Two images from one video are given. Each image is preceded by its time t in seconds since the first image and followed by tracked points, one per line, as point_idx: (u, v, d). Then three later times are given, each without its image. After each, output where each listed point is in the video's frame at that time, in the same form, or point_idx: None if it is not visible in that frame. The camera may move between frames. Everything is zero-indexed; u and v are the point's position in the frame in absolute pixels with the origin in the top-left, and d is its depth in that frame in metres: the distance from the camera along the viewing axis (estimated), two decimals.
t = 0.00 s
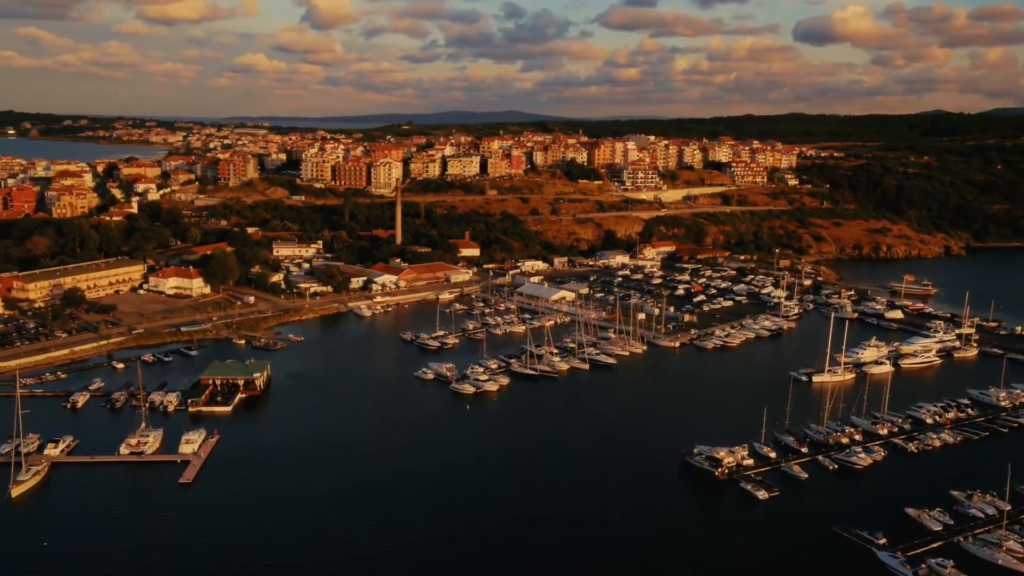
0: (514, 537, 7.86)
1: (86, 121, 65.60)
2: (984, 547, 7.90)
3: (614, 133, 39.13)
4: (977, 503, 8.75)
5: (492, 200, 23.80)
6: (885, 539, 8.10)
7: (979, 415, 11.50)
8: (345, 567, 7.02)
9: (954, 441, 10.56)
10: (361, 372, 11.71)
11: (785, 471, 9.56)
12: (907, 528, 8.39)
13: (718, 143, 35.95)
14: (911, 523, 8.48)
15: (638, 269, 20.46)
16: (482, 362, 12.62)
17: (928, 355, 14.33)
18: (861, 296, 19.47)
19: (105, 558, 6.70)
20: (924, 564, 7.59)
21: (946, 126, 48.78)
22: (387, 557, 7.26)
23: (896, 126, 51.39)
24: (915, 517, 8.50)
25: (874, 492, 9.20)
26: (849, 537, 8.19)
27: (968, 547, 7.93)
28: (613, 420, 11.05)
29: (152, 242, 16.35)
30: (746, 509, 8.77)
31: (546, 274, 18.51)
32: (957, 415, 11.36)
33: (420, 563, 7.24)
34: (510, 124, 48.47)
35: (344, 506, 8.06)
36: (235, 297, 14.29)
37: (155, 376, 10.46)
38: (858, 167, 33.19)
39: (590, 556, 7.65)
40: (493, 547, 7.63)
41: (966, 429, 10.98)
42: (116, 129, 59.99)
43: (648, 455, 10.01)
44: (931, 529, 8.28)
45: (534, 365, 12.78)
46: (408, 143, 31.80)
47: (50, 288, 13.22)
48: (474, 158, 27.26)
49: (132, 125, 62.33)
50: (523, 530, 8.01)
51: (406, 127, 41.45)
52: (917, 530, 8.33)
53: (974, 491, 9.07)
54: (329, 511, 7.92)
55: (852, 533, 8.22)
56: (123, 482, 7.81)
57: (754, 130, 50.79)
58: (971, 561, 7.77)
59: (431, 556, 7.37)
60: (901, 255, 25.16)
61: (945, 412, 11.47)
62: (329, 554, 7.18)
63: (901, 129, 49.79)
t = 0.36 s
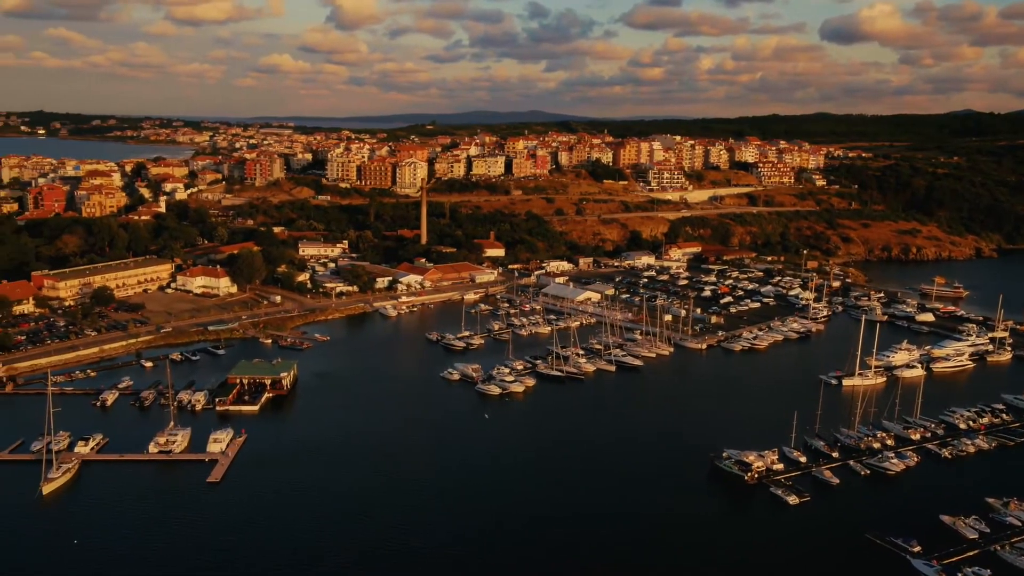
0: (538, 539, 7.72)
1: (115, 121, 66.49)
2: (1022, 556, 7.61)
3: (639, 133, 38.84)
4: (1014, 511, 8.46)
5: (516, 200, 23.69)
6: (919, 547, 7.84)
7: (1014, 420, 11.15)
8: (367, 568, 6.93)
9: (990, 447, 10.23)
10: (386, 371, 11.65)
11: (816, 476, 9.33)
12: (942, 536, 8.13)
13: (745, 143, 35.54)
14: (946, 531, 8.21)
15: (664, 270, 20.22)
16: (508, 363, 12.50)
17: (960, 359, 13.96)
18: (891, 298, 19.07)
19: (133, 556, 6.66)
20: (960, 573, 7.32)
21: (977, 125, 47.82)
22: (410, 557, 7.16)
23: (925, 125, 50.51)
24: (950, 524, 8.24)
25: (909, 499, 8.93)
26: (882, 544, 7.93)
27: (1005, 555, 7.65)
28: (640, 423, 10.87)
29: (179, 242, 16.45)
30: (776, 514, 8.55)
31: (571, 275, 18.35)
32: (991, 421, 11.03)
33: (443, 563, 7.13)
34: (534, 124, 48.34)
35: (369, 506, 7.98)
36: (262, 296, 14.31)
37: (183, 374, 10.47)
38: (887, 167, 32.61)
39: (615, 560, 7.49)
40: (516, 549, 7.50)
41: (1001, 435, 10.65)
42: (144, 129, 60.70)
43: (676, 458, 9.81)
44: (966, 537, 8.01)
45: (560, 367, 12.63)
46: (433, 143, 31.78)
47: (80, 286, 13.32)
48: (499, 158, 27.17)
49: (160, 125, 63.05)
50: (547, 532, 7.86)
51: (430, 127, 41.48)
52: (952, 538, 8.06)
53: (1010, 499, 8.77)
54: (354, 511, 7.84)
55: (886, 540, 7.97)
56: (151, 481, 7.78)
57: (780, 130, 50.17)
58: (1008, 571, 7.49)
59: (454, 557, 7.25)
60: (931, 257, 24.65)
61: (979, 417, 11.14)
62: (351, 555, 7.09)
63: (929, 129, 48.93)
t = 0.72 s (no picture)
0: (564, 541, 7.59)
1: (144, 121, 67.38)
2: None
3: (664, 133, 38.54)
4: None
5: (541, 200, 23.57)
6: (955, 556, 7.61)
7: None
8: (392, 568, 6.84)
9: None
10: (412, 371, 11.59)
11: (846, 482, 9.07)
12: (978, 544, 7.87)
13: (771, 143, 35.10)
14: (982, 539, 7.96)
15: (690, 271, 19.97)
16: (534, 364, 12.38)
17: (994, 363, 13.57)
18: (921, 301, 18.66)
19: (162, 555, 6.62)
20: None
21: (1009, 126, 46.82)
22: (435, 558, 7.07)
23: (955, 126, 49.56)
24: (986, 532, 7.99)
25: (943, 506, 8.66)
26: (916, 552, 7.72)
27: None
28: (666, 425, 10.68)
29: (206, 241, 16.54)
30: (808, 520, 8.33)
31: (597, 275, 18.18)
32: None
33: (468, 565, 7.02)
34: (558, 124, 48.18)
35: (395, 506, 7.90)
36: (288, 295, 14.32)
37: (210, 373, 10.47)
38: (917, 167, 32.00)
39: (643, 563, 7.34)
40: (541, 551, 7.38)
41: None
42: (171, 129, 61.39)
43: (704, 462, 9.61)
44: (1003, 546, 7.75)
45: (586, 368, 12.47)
46: (457, 143, 31.75)
47: (109, 285, 13.40)
48: (523, 158, 27.07)
49: (187, 125, 63.78)
50: (573, 535, 7.72)
51: (454, 128, 41.48)
52: (989, 547, 7.81)
53: None
54: (381, 511, 7.77)
55: (920, 548, 7.75)
56: (178, 479, 7.75)
57: (807, 130, 49.53)
58: None
59: (479, 558, 7.15)
60: (962, 259, 24.12)
61: (1015, 423, 10.79)
62: (375, 554, 7.01)
63: (959, 129, 48.02)
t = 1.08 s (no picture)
0: (592, 543, 7.47)
1: (172, 120, 68.20)
2: None
3: (689, 133, 38.21)
4: None
5: (567, 201, 23.42)
6: (992, 564, 7.36)
7: None
8: (419, 567, 6.77)
9: None
10: (437, 371, 11.51)
11: (879, 487, 8.82)
12: (1016, 553, 7.59)
13: (799, 143, 34.60)
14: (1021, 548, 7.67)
15: (717, 272, 19.72)
16: (560, 365, 12.24)
17: None
18: (953, 303, 18.23)
19: (190, 554, 6.57)
20: None
21: None
22: (462, 559, 6.98)
23: (986, 125, 48.56)
24: None
25: (979, 514, 8.38)
26: (950, 560, 7.49)
27: None
28: (695, 428, 10.48)
29: (233, 240, 16.63)
30: (839, 526, 8.10)
31: (623, 276, 17.99)
32: None
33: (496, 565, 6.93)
34: (582, 124, 47.99)
35: (422, 506, 7.82)
36: (314, 295, 14.33)
37: (238, 373, 10.47)
38: (949, 168, 31.36)
39: (673, 567, 7.20)
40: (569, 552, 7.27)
41: None
42: (198, 128, 62.07)
43: (734, 466, 9.40)
44: None
45: (613, 370, 12.30)
46: (482, 143, 31.71)
47: (137, 283, 13.50)
48: (549, 158, 26.94)
49: (214, 125, 64.47)
50: (600, 537, 7.60)
51: (478, 127, 41.51)
52: None
53: None
54: (407, 511, 7.68)
55: (955, 556, 7.53)
56: (205, 478, 7.71)
57: (834, 130, 48.83)
58: None
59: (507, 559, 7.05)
60: (995, 261, 23.56)
61: None
62: (402, 554, 6.93)
63: (990, 129, 47.05)
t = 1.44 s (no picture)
0: (602, 545, 7.36)
1: (199, 120, 68.95)
2: None
3: (715, 133, 37.83)
4: None
5: (592, 200, 23.27)
6: None
7: None
8: (439, 569, 6.68)
9: None
10: (462, 372, 11.42)
11: (913, 493, 8.58)
12: None
13: (827, 143, 34.10)
14: None
15: (744, 273, 19.44)
16: (586, 366, 12.10)
17: None
18: (986, 306, 17.80)
19: (216, 554, 6.53)
20: None
21: None
22: (482, 560, 6.89)
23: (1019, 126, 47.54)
24: None
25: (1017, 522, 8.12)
26: (987, 569, 7.28)
27: None
28: (724, 431, 10.29)
29: (259, 239, 16.70)
30: (872, 532, 7.89)
31: (648, 277, 17.81)
32: None
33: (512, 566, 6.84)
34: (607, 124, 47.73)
35: (446, 506, 7.74)
36: (340, 294, 14.32)
37: (264, 371, 10.46)
38: (981, 168, 30.70)
39: (694, 572, 7.04)
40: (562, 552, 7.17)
41: None
42: (225, 128, 62.68)
43: (765, 469, 9.21)
44: None
45: (639, 371, 12.13)
46: (507, 143, 31.64)
47: (166, 282, 13.58)
48: (574, 158, 26.81)
49: (239, 124, 65.06)
50: (607, 538, 7.50)
51: (503, 127, 41.47)
52: None
53: None
54: (431, 512, 7.59)
55: (992, 565, 7.31)
56: (232, 477, 7.68)
57: (862, 130, 48.07)
58: None
59: (525, 559, 6.97)
60: None
61: None
62: (423, 556, 6.84)
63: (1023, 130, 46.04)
